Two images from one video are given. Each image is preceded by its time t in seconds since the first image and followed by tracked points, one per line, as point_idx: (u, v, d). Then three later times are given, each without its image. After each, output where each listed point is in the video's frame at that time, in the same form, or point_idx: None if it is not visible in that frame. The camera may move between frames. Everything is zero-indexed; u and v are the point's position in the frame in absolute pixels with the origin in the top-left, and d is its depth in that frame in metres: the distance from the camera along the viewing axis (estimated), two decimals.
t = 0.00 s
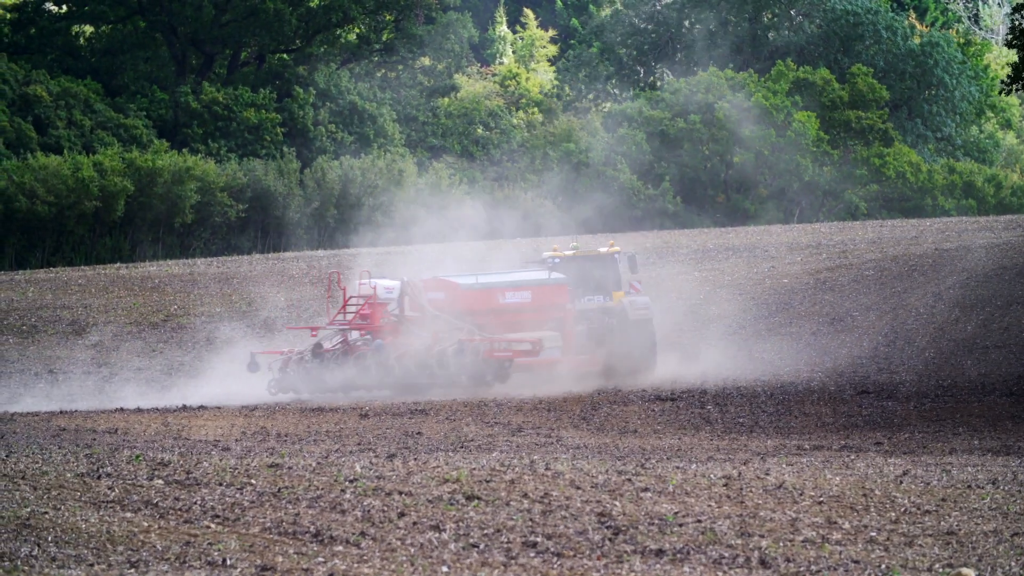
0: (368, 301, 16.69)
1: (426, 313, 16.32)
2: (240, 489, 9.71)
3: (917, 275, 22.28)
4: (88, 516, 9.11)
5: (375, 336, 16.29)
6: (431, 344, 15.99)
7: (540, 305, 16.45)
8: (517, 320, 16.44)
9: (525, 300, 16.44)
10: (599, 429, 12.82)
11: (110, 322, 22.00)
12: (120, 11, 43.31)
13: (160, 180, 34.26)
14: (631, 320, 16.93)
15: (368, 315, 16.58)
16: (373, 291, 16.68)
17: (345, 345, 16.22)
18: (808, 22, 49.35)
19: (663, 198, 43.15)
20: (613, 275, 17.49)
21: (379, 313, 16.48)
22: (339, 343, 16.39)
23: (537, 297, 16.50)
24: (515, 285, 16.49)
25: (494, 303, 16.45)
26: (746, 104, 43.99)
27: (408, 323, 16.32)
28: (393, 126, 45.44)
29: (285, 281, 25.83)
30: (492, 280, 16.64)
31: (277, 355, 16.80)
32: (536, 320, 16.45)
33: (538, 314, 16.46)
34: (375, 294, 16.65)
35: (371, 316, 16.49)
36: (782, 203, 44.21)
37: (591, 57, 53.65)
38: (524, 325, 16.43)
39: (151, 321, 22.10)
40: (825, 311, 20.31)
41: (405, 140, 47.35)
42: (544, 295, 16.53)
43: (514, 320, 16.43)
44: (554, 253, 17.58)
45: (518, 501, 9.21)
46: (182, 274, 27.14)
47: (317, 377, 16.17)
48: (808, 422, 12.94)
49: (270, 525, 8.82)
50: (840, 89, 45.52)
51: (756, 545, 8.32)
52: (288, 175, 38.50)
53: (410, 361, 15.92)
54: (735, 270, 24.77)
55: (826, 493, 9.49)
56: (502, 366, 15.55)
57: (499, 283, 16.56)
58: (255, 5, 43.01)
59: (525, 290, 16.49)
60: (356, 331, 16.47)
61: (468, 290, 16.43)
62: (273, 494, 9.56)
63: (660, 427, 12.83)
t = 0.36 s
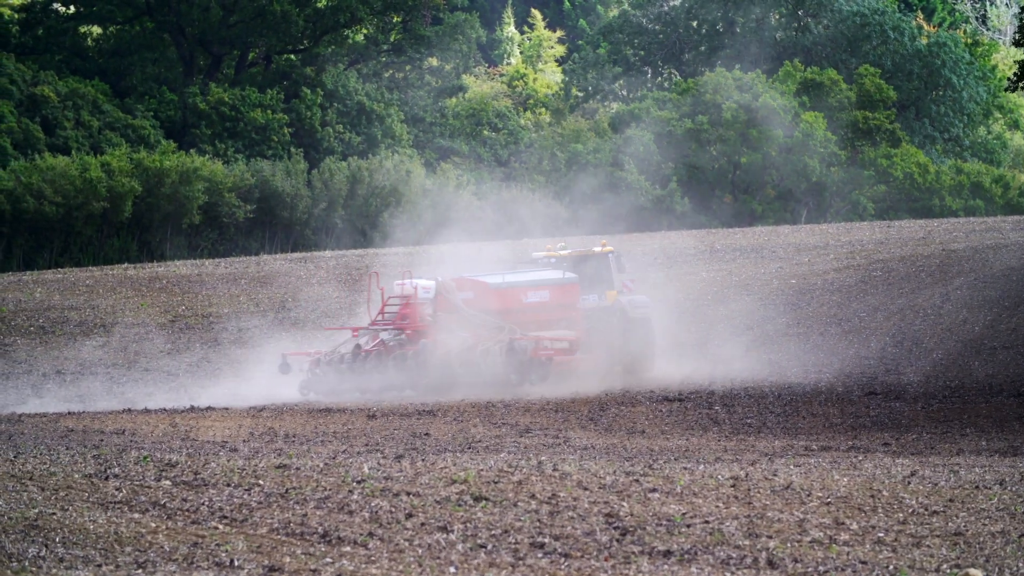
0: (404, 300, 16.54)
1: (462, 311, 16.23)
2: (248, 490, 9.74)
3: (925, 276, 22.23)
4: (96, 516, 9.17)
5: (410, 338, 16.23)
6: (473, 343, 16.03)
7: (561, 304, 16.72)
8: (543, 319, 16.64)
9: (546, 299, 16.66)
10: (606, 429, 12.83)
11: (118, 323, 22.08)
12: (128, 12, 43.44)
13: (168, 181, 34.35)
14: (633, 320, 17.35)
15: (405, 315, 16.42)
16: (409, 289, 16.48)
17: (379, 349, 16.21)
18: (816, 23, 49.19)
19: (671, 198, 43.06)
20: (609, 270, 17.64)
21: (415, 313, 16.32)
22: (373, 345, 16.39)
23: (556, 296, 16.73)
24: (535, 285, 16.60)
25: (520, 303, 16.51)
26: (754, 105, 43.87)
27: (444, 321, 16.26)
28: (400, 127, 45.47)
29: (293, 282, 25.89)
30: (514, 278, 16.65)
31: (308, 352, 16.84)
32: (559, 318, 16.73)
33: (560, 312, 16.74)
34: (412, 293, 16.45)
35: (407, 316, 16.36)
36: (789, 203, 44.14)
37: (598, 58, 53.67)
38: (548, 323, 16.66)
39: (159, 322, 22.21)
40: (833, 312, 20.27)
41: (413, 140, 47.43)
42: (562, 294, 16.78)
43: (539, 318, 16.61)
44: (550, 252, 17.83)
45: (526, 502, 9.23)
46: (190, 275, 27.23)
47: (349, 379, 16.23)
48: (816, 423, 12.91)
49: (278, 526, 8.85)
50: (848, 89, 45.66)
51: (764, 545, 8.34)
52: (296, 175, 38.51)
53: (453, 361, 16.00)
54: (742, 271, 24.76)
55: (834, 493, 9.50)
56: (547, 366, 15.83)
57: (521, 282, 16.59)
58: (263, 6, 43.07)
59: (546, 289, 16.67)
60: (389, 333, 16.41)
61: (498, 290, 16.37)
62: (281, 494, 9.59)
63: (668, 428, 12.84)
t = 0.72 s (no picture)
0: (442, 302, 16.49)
1: (501, 310, 16.28)
2: (257, 490, 9.78)
3: (935, 277, 22.18)
4: (107, 516, 9.22)
5: (451, 337, 15.95)
6: (515, 341, 15.99)
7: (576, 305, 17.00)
8: (565, 320, 16.89)
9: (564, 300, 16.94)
10: (616, 430, 12.83)
11: (128, 324, 22.15)
12: (138, 12, 43.58)
13: (178, 181, 34.44)
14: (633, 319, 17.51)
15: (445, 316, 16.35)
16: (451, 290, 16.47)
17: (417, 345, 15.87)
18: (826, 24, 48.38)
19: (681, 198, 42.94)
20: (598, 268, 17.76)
21: (454, 312, 16.28)
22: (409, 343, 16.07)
23: (572, 296, 17.00)
24: (555, 285, 16.85)
25: (549, 302, 16.78)
26: (763, 105, 43.73)
27: (485, 321, 16.24)
28: (410, 127, 45.49)
29: (303, 282, 25.96)
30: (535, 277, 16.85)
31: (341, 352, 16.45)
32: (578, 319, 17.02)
33: (577, 312, 17.02)
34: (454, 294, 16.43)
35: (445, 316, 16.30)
36: (800, 203, 43.92)
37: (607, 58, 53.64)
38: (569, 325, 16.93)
39: (170, 322, 22.31)
40: (842, 312, 20.24)
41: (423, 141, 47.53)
42: (577, 295, 17.09)
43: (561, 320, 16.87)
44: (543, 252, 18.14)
45: (535, 503, 9.25)
46: (201, 276, 27.32)
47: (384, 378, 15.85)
48: (826, 424, 12.87)
49: (288, 526, 8.89)
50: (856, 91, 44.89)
51: (774, 546, 8.35)
52: (306, 176, 38.52)
53: (495, 359, 15.95)
54: (752, 271, 24.73)
55: (844, 494, 9.51)
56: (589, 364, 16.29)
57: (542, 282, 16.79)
58: (272, 6, 43.17)
59: (565, 289, 16.96)
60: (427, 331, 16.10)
61: (531, 290, 16.58)
62: (290, 495, 9.63)
63: (678, 429, 12.83)
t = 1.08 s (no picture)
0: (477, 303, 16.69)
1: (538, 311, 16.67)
2: (270, 491, 9.84)
3: (948, 277, 22.12)
4: (119, 516, 9.29)
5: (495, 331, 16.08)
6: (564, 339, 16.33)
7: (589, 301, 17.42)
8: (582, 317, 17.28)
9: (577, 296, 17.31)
10: (629, 430, 12.84)
11: (141, 324, 22.26)
12: (151, 12, 43.80)
13: (191, 181, 34.58)
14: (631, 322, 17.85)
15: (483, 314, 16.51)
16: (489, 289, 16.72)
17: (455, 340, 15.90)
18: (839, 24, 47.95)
19: (694, 197, 42.88)
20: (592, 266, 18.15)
21: (494, 310, 16.49)
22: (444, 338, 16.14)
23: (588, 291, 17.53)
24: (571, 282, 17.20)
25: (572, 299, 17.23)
26: (776, 106, 43.65)
27: (521, 320, 16.50)
28: (422, 127, 45.53)
29: (316, 282, 26.05)
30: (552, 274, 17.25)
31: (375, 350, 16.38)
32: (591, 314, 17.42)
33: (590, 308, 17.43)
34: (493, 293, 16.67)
35: (485, 313, 16.48)
36: (813, 203, 43.82)
37: (619, 58, 53.60)
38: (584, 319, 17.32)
39: (182, 322, 22.42)
40: (855, 313, 20.22)
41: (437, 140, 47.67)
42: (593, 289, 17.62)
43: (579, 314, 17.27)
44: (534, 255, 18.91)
45: (548, 503, 9.29)
46: (214, 276, 27.45)
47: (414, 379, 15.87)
48: (839, 424, 12.85)
49: (301, 526, 8.94)
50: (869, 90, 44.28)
51: (787, 546, 8.37)
52: (319, 176, 38.59)
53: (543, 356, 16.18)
54: (765, 271, 24.73)
55: (857, 494, 9.51)
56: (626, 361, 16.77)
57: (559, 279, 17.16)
58: (285, 6, 43.34)
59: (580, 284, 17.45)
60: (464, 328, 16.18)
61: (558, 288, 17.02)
62: (303, 495, 9.68)
63: (691, 429, 12.84)
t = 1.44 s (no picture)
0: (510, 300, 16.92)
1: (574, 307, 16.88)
2: (286, 491, 9.91)
3: (965, 277, 22.03)
4: (136, 516, 9.38)
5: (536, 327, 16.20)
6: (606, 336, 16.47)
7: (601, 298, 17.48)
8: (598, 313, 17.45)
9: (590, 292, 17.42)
10: (645, 431, 12.85)
11: (157, 324, 22.39)
12: (167, 13, 44.09)
13: (207, 181, 34.77)
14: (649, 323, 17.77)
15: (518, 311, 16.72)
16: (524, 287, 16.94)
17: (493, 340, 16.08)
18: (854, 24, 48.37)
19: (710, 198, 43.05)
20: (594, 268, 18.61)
21: (532, 308, 16.68)
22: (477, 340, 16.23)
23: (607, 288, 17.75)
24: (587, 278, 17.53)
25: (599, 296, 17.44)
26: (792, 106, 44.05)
27: (560, 315, 16.66)
28: (438, 127, 45.59)
29: (332, 282, 26.18)
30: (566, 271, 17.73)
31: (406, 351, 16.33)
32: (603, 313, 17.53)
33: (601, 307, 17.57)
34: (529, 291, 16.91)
35: (524, 312, 16.64)
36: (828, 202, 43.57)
37: (636, 60, 53.60)
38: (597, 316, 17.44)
39: (199, 322, 22.56)
40: (871, 313, 20.18)
41: (453, 141, 47.81)
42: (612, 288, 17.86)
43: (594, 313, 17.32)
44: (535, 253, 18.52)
45: (564, 503, 9.32)
46: (230, 276, 27.59)
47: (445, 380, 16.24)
48: (855, 425, 12.85)
49: (317, 527, 9.00)
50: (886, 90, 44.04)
51: (804, 546, 8.38)
52: (335, 176, 38.69)
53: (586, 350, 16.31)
54: (781, 271, 24.73)
55: (873, 494, 9.51)
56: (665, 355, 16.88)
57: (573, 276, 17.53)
58: (301, 7, 43.60)
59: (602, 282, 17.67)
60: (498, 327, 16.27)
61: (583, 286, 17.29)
62: (319, 495, 9.75)
63: (707, 429, 12.85)
